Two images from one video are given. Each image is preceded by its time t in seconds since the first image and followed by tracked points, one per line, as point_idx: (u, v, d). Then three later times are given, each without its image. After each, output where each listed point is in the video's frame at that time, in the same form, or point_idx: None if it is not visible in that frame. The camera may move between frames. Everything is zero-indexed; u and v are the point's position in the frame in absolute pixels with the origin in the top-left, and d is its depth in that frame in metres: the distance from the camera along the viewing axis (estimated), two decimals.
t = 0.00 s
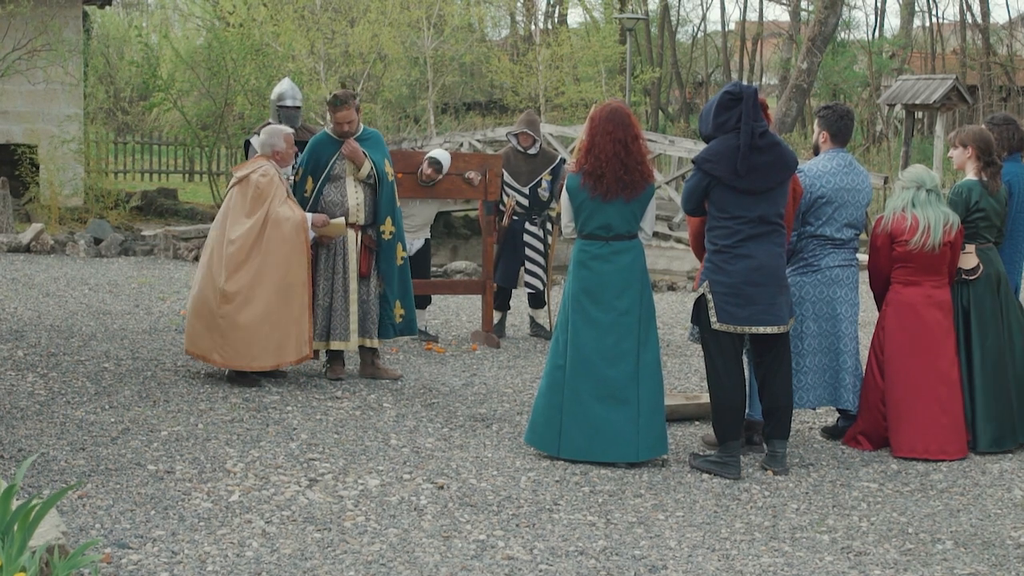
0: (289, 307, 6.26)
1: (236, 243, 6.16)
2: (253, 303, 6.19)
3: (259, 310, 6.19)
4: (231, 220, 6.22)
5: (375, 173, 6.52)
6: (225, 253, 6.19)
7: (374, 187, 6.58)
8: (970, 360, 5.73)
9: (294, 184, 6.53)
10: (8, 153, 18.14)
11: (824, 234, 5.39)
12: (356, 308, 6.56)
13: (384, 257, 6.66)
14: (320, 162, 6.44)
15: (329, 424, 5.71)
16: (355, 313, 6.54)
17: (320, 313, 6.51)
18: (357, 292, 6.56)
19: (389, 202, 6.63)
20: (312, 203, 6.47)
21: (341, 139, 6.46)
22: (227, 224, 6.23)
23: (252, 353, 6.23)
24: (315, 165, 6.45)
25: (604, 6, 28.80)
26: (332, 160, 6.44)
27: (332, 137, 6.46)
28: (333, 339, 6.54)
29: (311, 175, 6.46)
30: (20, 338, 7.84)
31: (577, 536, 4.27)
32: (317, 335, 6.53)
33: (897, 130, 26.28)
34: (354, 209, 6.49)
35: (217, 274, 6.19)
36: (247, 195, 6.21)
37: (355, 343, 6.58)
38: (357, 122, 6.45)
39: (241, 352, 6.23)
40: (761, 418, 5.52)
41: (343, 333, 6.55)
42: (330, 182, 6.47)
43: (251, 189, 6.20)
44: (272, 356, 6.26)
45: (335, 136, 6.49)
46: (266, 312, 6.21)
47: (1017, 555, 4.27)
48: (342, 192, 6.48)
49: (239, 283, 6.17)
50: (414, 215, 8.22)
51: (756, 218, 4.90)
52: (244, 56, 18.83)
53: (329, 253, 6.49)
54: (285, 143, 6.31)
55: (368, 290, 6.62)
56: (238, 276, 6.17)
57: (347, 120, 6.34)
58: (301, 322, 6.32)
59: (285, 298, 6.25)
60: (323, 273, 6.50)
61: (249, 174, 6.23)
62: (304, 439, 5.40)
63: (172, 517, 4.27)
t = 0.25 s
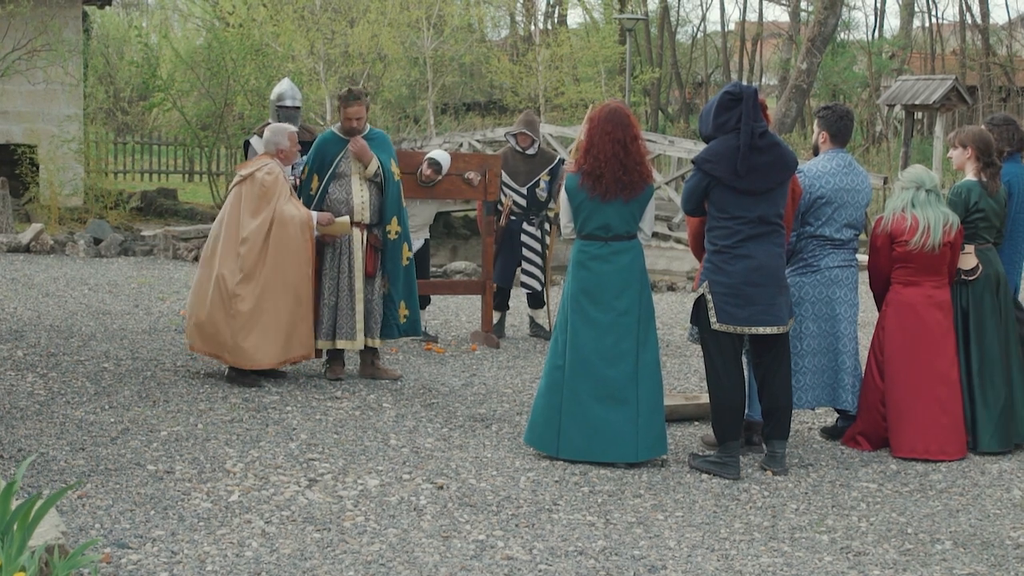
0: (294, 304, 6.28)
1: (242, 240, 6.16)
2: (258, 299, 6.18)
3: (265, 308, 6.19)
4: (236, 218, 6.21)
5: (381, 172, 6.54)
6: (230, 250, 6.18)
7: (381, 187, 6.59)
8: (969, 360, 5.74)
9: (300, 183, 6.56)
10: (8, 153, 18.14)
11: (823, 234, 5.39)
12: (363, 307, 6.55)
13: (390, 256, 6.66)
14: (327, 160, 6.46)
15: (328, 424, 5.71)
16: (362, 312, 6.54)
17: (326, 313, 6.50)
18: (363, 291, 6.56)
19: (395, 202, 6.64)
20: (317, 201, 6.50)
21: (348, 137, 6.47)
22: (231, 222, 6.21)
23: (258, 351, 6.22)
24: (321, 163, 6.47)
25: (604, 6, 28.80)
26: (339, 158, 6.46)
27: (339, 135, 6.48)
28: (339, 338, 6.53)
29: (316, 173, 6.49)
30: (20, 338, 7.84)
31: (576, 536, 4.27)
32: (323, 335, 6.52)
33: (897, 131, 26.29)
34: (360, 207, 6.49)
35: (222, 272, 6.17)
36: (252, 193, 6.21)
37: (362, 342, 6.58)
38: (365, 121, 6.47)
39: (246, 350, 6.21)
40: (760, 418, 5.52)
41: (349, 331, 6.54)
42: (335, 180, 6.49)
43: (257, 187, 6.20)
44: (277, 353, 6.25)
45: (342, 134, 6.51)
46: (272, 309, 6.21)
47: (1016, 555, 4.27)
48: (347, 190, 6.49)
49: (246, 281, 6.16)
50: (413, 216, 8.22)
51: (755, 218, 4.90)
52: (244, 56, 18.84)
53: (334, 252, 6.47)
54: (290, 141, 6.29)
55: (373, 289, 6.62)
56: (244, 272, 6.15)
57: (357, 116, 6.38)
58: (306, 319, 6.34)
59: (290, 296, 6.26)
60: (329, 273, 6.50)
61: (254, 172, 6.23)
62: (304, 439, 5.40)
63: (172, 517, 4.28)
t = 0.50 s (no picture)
0: (300, 303, 6.29)
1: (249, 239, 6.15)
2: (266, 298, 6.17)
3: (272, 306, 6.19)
4: (241, 217, 6.20)
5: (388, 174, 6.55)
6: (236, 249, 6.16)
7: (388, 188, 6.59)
8: (969, 360, 5.74)
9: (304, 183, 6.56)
10: (8, 153, 18.13)
11: (823, 235, 5.40)
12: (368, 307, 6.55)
13: (396, 258, 6.66)
14: (332, 160, 6.47)
15: (328, 424, 5.71)
16: (367, 312, 6.54)
17: (332, 313, 6.50)
18: (369, 291, 6.57)
19: (402, 204, 6.64)
20: (321, 201, 6.50)
21: (354, 138, 6.49)
22: (236, 221, 6.20)
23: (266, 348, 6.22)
24: (327, 163, 6.48)
25: (603, 7, 28.82)
26: (345, 158, 6.47)
27: (346, 136, 6.50)
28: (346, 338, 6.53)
29: (322, 172, 6.49)
30: (20, 338, 7.85)
31: (576, 536, 4.27)
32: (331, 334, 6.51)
33: (896, 131, 26.29)
34: (365, 208, 6.50)
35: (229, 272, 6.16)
36: (257, 192, 6.20)
37: (369, 342, 6.58)
38: (374, 122, 6.48)
39: (254, 348, 6.21)
40: (760, 419, 5.52)
41: (356, 331, 6.53)
42: (340, 180, 6.50)
43: (262, 187, 6.20)
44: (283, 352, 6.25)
45: (349, 134, 6.52)
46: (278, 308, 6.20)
47: (1016, 555, 4.28)
48: (352, 190, 6.50)
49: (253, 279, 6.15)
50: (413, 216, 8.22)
51: (755, 219, 4.90)
52: (243, 57, 18.85)
53: (339, 252, 6.49)
54: (293, 141, 6.29)
55: (379, 290, 6.63)
56: (250, 271, 6.14)
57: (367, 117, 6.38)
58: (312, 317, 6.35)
59: (296, 294, 6.26)
60: (334, 273, 6.51)
61: (259, 173, 6.23)
62: (304, 439, 5.40)
63: (172, 517, 4.28)
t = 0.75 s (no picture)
0: (306, 302, 6.26)
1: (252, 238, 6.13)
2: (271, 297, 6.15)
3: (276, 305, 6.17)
4: (244, 216, 6.18)
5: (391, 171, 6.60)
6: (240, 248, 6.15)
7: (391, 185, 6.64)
8: (969, 359, 5.74)
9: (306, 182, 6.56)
10: (7, 153, 18.13)
11: (823, 235, 5.40)
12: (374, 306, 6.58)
13: (399, 255, 6.72)
14: (334, 158, 6.48)
15: (328, 424, 5.72)
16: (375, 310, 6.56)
17: (339, 312, 6.50)
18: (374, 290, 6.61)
19: (403, 201, 6.69)
20: (324, 200, 6.51)
21: (356, 136, 6.51)
22: (239, 220, 6.18)
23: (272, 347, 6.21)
24: (329, 162, 6.49)
25: (603, 7, 28.84)
26: (347, 156, 6.48)
27: (348, 134, 6.52)
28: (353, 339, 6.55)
29: (324, 171, 6.50)
30: (20, 338, 7.85)
31: (576, 537, 4.27)
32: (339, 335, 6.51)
33: (896, 131, 26.30)
34: (368, 205, 6.53)
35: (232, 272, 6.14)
36: (260, 191, 6.19)
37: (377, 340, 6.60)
38: (376, 119, 6.52)
39: (261, 347, 6.20)
40: (759, 419, 5.52)
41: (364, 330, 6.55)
42: (343, 179, 6.51)
43: (265, 186, 6.19)
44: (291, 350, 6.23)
45: (350, 133, 6.54)
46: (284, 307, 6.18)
47: (1016, 556, 4.28)
48: (356, 188, 6.52)
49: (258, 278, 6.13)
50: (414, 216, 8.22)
51: (755, 219, 4.90)
52: (243, 57, 18.85)
53: (344, 252, 6.49)
54: (297, 142, 6.27)
55: (383, 288, 6.69)
56: (254, 271, 6.12)
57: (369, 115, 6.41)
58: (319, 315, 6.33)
59: (301, 293, 6.23)
60: (340, 273, 6.51)
61: (262, 172, 6.22)
62: (303, 440, 5.40)
63: (172, 518, 4.28)
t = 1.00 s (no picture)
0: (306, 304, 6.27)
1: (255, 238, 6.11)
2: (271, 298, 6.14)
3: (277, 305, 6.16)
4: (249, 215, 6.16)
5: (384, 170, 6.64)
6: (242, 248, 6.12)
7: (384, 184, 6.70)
8: (968, 359, 5.75)
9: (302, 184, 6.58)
10: (6, 154, 18.13)
11: (822, 235, 5.40)
12: (376, 305, 6.58)
13: (394, 254, 6.76)
14: (329, 158, 6.52)
15: (328, 424, 5.72)
16: (375, 310, 6.57)
17: (340, 313, 6.50)
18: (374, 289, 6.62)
19: (396, 200, 6.74)
20: (322, 201, 6.53)
21: (349, 135, 6.55)
22: (243, 219, 6.17)
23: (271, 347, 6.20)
24: (324, 162, 6.52)
25: (602, 7, 28.85)
26: (341, 156, 6.52)
27: (340, 134, 6.56)
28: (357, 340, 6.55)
29: (320, 172, 6.52)
30: (20, 338, 7.86)
31: (576, 537, 4.27)
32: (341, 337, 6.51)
33: (896, 130, 26.30)
34: (364, 204, 6.58)
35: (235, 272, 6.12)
36: (265, 191, 6.17)
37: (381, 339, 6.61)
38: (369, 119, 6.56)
39: (259, 347, 6.19)
40: (759, 419, 5.53)
41: (367, 331, 6.56)
42: (339, 178, 6.53)
43: (271, 187, 6.16)
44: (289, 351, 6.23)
45: (342, 133, 6.58)
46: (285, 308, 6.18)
47: (1015, 555, 4.28)
48: (351, 186, 6.55)
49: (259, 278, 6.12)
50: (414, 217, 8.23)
51: (755, 219, 4.91)
52: (242, 57, 18.85)
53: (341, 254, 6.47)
54: (306, 145, 6.19)
55: (382, 287, 6.70)
56: (256, 271, 6.11)
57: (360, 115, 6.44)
58: (318, 317, 6.35)
59: (301, 294, 6.24)
60: (339, 274, 6.50)
61: (269, 173, 6.19)
62: (303, 440, 5.40)
63: (172, 517, 4.28)
